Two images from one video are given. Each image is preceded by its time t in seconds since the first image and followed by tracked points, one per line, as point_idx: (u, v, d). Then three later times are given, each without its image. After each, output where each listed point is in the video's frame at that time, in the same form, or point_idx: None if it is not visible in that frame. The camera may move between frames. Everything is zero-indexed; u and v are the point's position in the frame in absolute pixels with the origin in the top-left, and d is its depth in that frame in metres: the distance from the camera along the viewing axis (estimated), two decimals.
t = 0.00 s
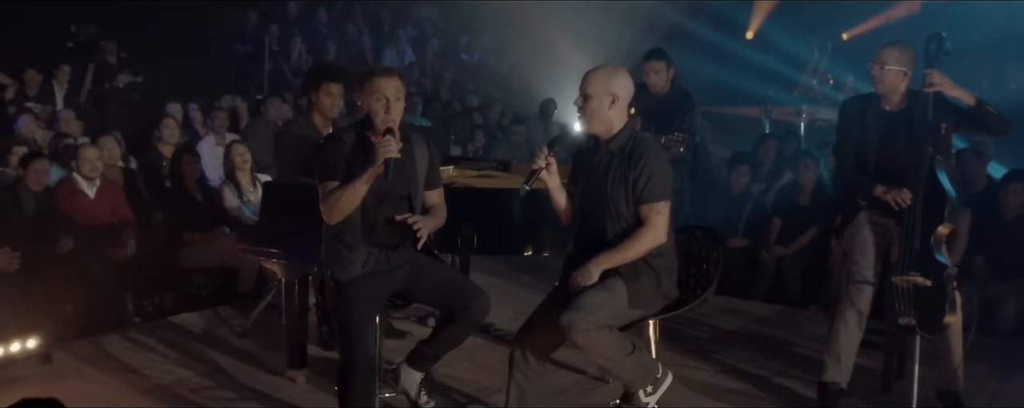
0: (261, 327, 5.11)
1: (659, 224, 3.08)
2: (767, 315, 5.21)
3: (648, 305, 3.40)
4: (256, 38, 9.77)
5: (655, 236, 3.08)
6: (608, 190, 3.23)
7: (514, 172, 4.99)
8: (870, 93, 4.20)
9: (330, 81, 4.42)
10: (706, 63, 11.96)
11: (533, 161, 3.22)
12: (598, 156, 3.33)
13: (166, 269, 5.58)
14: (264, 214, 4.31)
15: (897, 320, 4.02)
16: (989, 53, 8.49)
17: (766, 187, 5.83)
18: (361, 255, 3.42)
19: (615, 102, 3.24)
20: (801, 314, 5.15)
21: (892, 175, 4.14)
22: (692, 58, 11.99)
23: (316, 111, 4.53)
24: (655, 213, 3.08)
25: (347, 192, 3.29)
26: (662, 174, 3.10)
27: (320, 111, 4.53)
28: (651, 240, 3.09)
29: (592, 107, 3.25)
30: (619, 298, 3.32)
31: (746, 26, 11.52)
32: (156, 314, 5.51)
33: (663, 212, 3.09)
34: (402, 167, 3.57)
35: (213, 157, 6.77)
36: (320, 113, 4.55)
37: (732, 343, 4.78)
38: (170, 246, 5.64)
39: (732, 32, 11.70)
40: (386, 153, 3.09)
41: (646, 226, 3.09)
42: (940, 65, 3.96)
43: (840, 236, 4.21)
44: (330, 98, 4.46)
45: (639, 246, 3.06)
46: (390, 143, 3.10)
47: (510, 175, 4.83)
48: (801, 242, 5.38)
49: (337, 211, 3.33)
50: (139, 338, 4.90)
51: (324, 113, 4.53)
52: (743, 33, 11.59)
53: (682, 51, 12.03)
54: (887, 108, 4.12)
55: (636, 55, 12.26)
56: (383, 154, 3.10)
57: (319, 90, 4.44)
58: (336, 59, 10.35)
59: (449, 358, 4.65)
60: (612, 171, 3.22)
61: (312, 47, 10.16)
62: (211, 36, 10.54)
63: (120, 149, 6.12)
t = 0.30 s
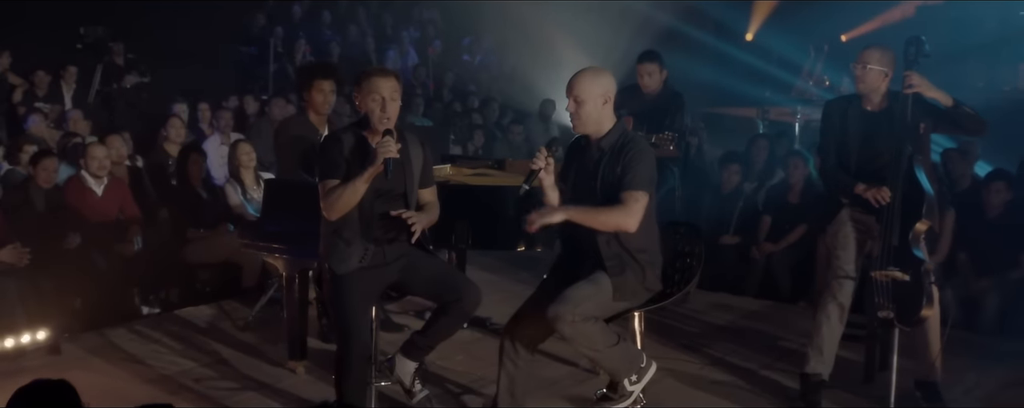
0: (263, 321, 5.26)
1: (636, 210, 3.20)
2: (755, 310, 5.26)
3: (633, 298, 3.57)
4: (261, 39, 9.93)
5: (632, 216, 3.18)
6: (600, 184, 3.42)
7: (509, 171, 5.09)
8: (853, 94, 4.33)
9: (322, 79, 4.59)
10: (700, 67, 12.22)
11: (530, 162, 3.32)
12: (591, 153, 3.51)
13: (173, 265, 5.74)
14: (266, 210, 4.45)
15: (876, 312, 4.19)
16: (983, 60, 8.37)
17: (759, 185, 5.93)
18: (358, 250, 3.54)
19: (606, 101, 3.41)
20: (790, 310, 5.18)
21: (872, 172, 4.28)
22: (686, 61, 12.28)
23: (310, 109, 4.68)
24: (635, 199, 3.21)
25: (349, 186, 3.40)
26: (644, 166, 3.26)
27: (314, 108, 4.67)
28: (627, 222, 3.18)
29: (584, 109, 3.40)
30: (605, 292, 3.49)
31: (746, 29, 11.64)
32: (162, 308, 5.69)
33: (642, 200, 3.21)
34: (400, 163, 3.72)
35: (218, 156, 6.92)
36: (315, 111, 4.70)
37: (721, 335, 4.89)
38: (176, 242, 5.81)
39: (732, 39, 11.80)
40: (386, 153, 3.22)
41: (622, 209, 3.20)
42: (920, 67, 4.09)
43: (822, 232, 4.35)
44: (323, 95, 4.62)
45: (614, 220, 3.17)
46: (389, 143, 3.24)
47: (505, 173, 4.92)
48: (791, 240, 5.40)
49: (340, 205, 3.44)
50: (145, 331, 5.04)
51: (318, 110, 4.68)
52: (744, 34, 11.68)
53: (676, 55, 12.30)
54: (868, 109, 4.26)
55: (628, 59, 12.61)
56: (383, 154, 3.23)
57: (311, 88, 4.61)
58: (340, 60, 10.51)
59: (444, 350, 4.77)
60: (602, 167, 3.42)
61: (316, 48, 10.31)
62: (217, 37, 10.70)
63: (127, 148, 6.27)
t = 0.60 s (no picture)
0: (261, 314, 5.40)
1: (626, 201, 3.46)
2: (739, 304, 5.39)
3: (616, 290, 3.76)
4: (261, 41, 10.09)
5: (624, 207, 3.43)
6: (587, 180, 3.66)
7: (500, 168, 5.23)
8: (829, 95, 4.49)
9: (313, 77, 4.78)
10: (691, 68, 12.37)
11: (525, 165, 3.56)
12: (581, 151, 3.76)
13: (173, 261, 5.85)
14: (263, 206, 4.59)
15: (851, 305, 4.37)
16: (970, 57, 8.37)
17: (745, 183, 6.08)
18: (351, 244, 3.67)
19: (600, 103, 3.62)
20: (773, 304, 5.32)
21: (849, 171, 4.43)
22: (674, 63, 12.45)
23: (304, 107, 4.84)
24: (627, 192, 3.48)
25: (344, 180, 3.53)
26: (632, 165, 3.52)
27: (307, 106, 4.83)
28: (616, 210, 3.43)
29: (579, 112, 3.61)
30: (589, 285, 3.69)
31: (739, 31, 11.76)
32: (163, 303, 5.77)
33: (632, 193, 3.48)
34: (393, 159, 3.87)
35: (218, 155, 7.06)
36: (308, 109, 4.87)
37: (705, 329, 5.01)
38: (177, 238, 5.92)
39: (724, 43, 11.96)
40: (379, 150, 3.38)
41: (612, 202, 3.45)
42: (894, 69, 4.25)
43: (801, 228, 4.51)
44: (315, 93, 4.79)
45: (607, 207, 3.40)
46: (383, 141, 3.39)
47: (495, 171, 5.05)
48: (775, 237, 5.52)
49: (333, 197, 3.57)
50: (146, 324, 5.18)
51: (311, 108, 4.84)
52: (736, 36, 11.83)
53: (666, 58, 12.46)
54: (844, 109, 4.40)
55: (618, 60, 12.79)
56: (376, 150, 3.38)
57: (304, 87, 4.78)
58: (339, 61, 10.65)
59: (435, 342, 4.90)
60: (594, 164, 3.67)
61: (314, 49, 10.46)
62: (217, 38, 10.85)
63: (129, 147, 6.42)
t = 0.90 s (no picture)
0: (260, 306, 5.56)
1: (623, 200, 3.73)
2: (723, 298, 5.53)
3: (604, 283, 3.95)
4: (262, 43, 10.27)
5: (622, 207, 3.70)
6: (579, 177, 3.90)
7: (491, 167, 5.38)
8: (807, 95, 4.65)
9: (316, 80, 4.92)
10: (683, 70, 12.58)
11: (521, 163, 3.77)
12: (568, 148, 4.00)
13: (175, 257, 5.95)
14: (263, 203, 4.76)
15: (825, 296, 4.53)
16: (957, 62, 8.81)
17: (732, 182, 6.23)
18: (345, 237, 3.84)
19: (592, 106, 3.88)
20: (758, 299, 5.45)
21: (826, 168, 4.59)
22: (664, 65, 12.68)
23: (303, 108, 5.00)
24: (622, 191, 3.74)
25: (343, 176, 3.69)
26: (624, 166, 3.79)
27: (308, 108, 5.00)
28: (615, 209, 3.70)
29: (571, 113, 3.86)
30: (581, 277, 3.88)
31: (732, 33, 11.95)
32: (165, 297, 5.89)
33: (626, 194, 3.76)
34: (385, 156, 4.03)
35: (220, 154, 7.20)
36: (308, 110, 5.01)
37: (693, 323, 5.15)
38: (179, 234, 6.08)
39: (716, 47, 12.18)
40: (379, 148, 3.53)
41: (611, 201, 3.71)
42: (869, 70, 4.40)
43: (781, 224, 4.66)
44: (318, 98, 4.96)
45: (611, 207, 3.66)
46: (382, 139, 3.54)
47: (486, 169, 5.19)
48: (758, 234, 5.66)
49: (331, 192, 3.73)
50: (149, 315, 5.32)
51: (311, 111, 5.01)
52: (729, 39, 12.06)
53: (659, 61, 12.66)
54: (821, 109, 4.56)
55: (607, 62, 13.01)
56: (375, 148, 3.54)
57: (307, 92, 4.94)
58: (338, 62, 10.80)
59: (428, 334, 5.06)
60: (586, 163, 3.91)
61: (314, 50, 10.63)
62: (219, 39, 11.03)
63: (133, 146, 6.58)
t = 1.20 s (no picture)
0: (261, 299, 5.74)
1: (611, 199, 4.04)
2: (708, 292, 5.70)
3: (591, 275, 4.15)
4: (264, 45, 10.45)
5: (610, 208, 4.01)
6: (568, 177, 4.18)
7: (484, 164, 5.55)
8: (787, 97, 4.84)
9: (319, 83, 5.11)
10: (677, 73, 12.70)
11: (516, 164, 4.02)
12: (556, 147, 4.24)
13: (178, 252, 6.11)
14: (263, 199, 4.93)
15: (804, 289, 4.72)
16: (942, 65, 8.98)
17: (719, 181, 6.40)
18: (344, 230, 4.04)
19: (584, 108, 4.13)
20: (742, 292, 5.63)
21: (804, 166, 4.78)
22: (656, 68, 12.81)
23: (306, 109, 5.18)
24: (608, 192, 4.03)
25: (352, 170, 3.78)
26: (612, 165, 4.05)
27: (310, 110, 5.18)
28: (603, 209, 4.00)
29: (566, 113, 4.10)
30: (573, 269, 4.10)
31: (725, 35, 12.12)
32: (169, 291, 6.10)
33: (613, 194, 4.05)
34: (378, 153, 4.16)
35: (222, 153, 7.34)
36: (309, 110, 5.19)
37: (680, 317, 5.31)
38: (182, 230, 6.25)
39: (709, 49, 12.31)
40: (387, 142, 3.77)
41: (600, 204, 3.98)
42: (846, 72, 4.59)
43: (760, 219, 4.85)
44: (321, 101, 5.15)
45: (602, 209, 3.94)
46: (389, 134, 3.78)
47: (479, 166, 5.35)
48: (743, 230, 5.83)
49: (340, 186, 3.82)
50: (153, 308, 5.49)
51: (313, 112, 5.18)
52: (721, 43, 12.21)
53: (653, 64, 12.80)
54: (801, 109, 4.76)
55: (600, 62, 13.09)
56: (383, 143, 3.77)
57: (309, 95, 5.12)
58: (339, 63, 10.99)
59: (422, 326, 5.24)
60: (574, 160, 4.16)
61: (315, 52, 10.82)
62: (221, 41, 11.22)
63: (138, 145, 6.76)
